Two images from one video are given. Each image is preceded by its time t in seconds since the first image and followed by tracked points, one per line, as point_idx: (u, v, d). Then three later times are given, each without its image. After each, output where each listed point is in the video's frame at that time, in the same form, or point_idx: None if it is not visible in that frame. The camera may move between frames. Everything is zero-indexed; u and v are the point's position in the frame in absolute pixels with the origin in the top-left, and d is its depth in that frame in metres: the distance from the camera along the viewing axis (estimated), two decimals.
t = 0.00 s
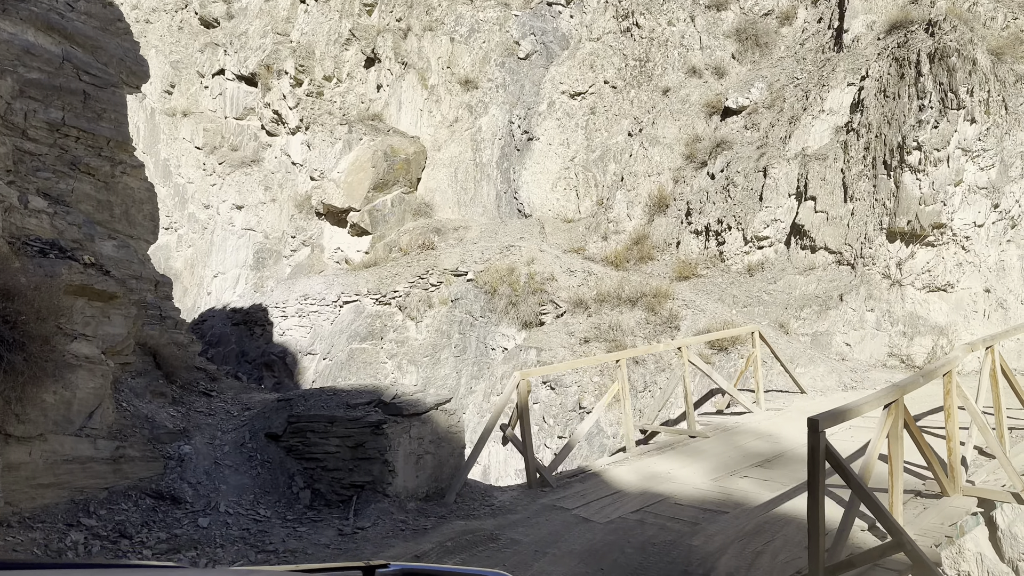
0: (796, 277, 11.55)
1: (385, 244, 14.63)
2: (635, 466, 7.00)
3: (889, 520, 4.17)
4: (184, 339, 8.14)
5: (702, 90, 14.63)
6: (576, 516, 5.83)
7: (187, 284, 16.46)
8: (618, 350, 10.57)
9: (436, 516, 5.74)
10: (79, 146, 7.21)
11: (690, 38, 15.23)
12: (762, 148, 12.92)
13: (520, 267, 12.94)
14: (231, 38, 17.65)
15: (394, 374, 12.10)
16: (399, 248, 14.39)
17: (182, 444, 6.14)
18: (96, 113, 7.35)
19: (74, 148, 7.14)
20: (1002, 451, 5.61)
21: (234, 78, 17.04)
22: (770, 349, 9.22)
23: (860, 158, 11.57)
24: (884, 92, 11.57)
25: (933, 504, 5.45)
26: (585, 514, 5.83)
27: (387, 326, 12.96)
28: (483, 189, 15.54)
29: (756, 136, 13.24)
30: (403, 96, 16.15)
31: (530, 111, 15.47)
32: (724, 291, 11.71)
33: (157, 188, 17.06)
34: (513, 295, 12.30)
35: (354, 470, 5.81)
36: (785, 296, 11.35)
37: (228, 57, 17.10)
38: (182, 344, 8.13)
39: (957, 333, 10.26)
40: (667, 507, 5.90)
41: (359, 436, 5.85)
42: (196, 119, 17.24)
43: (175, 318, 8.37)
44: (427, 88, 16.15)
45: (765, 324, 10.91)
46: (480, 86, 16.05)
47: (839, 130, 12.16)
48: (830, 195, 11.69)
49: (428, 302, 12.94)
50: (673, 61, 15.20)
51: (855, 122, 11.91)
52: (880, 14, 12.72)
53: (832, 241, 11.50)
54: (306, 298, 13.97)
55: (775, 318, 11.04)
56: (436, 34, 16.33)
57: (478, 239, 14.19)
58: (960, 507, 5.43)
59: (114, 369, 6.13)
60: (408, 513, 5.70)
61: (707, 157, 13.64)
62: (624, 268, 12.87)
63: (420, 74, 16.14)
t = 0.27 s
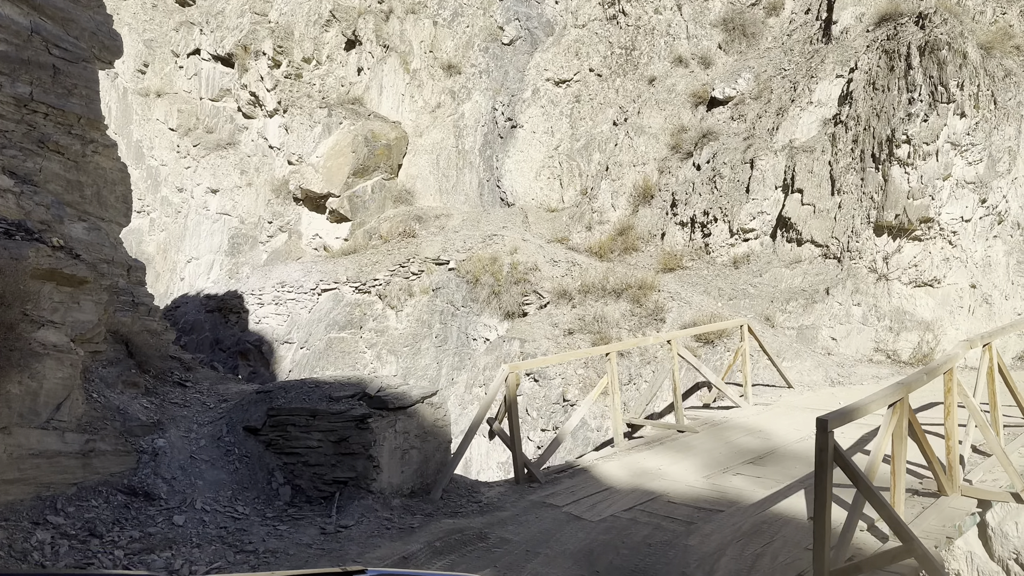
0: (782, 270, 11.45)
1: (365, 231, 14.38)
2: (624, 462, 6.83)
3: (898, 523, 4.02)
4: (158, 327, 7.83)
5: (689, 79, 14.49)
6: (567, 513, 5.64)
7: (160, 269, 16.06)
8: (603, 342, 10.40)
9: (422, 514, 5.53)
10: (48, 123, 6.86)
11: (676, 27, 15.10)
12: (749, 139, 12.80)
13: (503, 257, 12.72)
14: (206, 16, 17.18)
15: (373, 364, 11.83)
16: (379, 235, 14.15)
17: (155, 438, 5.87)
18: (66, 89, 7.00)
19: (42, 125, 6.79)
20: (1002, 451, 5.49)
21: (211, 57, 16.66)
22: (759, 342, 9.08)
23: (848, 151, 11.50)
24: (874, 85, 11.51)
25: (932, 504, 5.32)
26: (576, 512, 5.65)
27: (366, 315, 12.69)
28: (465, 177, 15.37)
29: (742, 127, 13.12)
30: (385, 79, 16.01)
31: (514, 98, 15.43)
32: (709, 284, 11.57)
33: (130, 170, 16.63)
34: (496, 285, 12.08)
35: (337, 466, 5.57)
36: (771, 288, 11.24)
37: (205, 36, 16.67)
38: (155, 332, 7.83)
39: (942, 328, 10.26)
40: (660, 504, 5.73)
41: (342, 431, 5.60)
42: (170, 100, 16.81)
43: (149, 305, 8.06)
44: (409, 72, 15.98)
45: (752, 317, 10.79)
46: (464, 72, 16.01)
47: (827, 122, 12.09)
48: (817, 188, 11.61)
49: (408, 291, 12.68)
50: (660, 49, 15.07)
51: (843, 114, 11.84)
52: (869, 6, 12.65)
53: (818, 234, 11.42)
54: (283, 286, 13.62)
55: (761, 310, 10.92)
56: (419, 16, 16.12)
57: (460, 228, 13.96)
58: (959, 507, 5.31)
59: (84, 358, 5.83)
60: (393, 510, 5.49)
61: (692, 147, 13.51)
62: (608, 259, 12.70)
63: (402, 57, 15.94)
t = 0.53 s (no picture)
0: (767, 264, 11.35)
1: (342, 220, 14.15)
2: (613, 459, 6.67)
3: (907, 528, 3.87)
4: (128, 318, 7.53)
5: (673, 71, 14.39)
6: (558, 513, 5.46)
7: (130, 258, 15.62)
8: (586, 336, 10.23)
9: (409, 514, 5.32)
10: (14, 102, 6.52)
11: (660, 18, 15.01)
12: (733, 131, 12.70)
13: (484, 248, 12.51)
14: None
15: (351, 356, 11.53)
16: (357, 225, 13.90)
17: (127, 434, 5.60)
18: (33, 66, 6.66)
19: (8, 104, 6.45)
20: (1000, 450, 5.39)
21: (184, 40, 16.24)
22: (745, 337, 8.97)
23: (833, 144, 11.45)
24: (860, 78, 11.48)
25: (930, 506, 5.20)
26: (568, 512, 5.46)
27: (344, 306, 12.42)
28: (446, 166, 15.20)
29: (726, 119, 13.03)
30: (364, 65, 15.87)
31: (496, 87, 15.13)
32: (694, 277, 11.42)
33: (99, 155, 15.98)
34: (478, 276, 11.86)
35: (320, 464, 5.35)
36: (756, 283, 11.13)
37: (178, 18, 16.24)
38: (126, 322, 7.53)
39: (926, 324, 10.29)
40: (654, 504, 5.58)
41: (325, 428, 5.37)
42: (141, 83, 16.35)
43: (119, 294, 7.75)
44: (388, 58, 15.88)
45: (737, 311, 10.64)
46: (446, 59, 15.77)
47: (811, 115, 12.05)
48: (802, 181, 11.53)
49: (388, 282, 12.43)
50: (643, 40, 14.96)
51: (829, 107, 11.81)
52: None
53: (803, 228, 11.34)
54: (257, 275, 13.26)
55: (746, 304, 10.79)
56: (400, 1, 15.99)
57: (440, 218, 13.74)
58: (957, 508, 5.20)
59: (51, 350, 5.53)
60: (378, 510, 5.28)
61: (676, 139, 13.40)
62: (591, 251, 12.54)
63: (381, 43, 15.80)
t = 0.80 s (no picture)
0: (745, 259, 11.26)
1: (312, 212, 13.87)
2: (597, 458, 6.49)
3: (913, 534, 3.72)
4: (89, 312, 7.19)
5: (649, 63, 14.29)
6: (544, 517, 5.27)
7: (91, 248, 15.28)
8: (564, 332, 10.05)
9: (389, 519, 5.10)
10: None
11: (637, 10, 14.90)
12: (710, 125, 12.60)
13: (459, 242, 12.27)
14: None
15: (320, 352, 11.21)
16: (328, 216, 13.59)
17: (89, 436, 5.30)
18: None
19: None
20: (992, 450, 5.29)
21: (148, 25, 15.60)
22: (726, 333, 8.82)
23: (811, 140, 11.40)
24: (838, 73, 11.45)
25: (923, 507, 5.09)
26: (554, 515, 5.27)
27: (314, 300, 12.10)
28: (418, 158, 15.04)
29: (703, 113, 12.94)
30: (333, 53, 15.56)
31: (470, 77, 14.92)
32: (671, 272, 11.28)
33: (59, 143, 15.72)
34: (452, 270, 11.62)
35: (295, 467, 5.09)
36: (734, 278, 11.04)
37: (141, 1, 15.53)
38: (87, 317, 7.19)
39: (902, 320, 10.34)
40: (643, 506, 5.41)
41: (301, 429, 5.11)
42: (102, 68, 15.82)
43: (81, 288, 7.41)
44: (360, 46, 15.63)
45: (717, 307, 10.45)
46: (419, 49, 15.75)
47: (789, 110, 11.99)
48: (779, 176, 11.47)
49: (359, 275, 12.14)
50: (619, 31, 14.84)
51: (806, 102, 11.76)
52: None
53: (780, 223, 11.28)
54: (223, 267, 12.87)
55: (724, 300, 10.65)
56: None
57: (413, 210, 13.49)
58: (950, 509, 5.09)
59: (6, 347, 5.21)
60: (357, 516, 5.05)
61: (653, 132, 13.29)
62: (567, 245, 12.38)
63: (353, 31, 15.56)
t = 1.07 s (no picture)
0: (714, 256, 11.17)
1: (272, 206, 13.48)
2: (574, 461, 6.32)
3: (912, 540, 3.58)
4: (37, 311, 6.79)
5: (617, 58, 14.19)
6: (523, 523, 5.06)
7: (39, 243, 14.65)
8: (535, 329, 9.86)
9: (359, 528, 4.84)
10: None
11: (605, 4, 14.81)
12: (680, 121, 12.52)
13: (425, 237, 12.01)
14: None
15: (280, 351, 10.89)
16: (288, 210, 13.22)
17: (36, 444, 4.95)
18: None
19: None
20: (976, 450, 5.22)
21: (99, 10, 15.13)
22: (700, 330, 8.69)
23: (780, 136, 11.38)
24: (807, 69, 11.45)
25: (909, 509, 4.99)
26: (533, 522, 5.07)
27: (275, 297, 11.73)
28: (383, 151, 14.83)
29: (672, 109, 12.86)
30: (294, 42, 15.16)
31: (435, 68, 14.87)
32: (642, 269, 11.13)
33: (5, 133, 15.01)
34: (419, 266, 11.36)
35: (260, 474, 4.82)
36: (704, 275, 10.93)
37: None
38: (35, 316, 6.79)
39: (871, 317, 10.36)
40: (624, 510, 5.24)
41: (267, 434, 4.83)
42: (51, 55, 15.17)
43: (28, 284, 7.01)
44: (322, 36, 15.39)
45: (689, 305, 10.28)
46: (383, 39, 15.50)
47: (758, 107, 11.95)
48: (749, 172, 11.41)
49: (322, 272, 11.80)
50: (587, 25, 14.74)
51: (775, 99, 11.73)
52: None
53: (750, 220, 11.22)
54: (180, 263, 12.42)
55: (694, 297, 10.51)
56: None
57: (377, 204, 13.20)
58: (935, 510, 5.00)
59: None
60: (326, 525, 4.79)
61: (621, 128, 13.19)
62: (536, 241, 12.20)
63: (313, 20, 15.34)
